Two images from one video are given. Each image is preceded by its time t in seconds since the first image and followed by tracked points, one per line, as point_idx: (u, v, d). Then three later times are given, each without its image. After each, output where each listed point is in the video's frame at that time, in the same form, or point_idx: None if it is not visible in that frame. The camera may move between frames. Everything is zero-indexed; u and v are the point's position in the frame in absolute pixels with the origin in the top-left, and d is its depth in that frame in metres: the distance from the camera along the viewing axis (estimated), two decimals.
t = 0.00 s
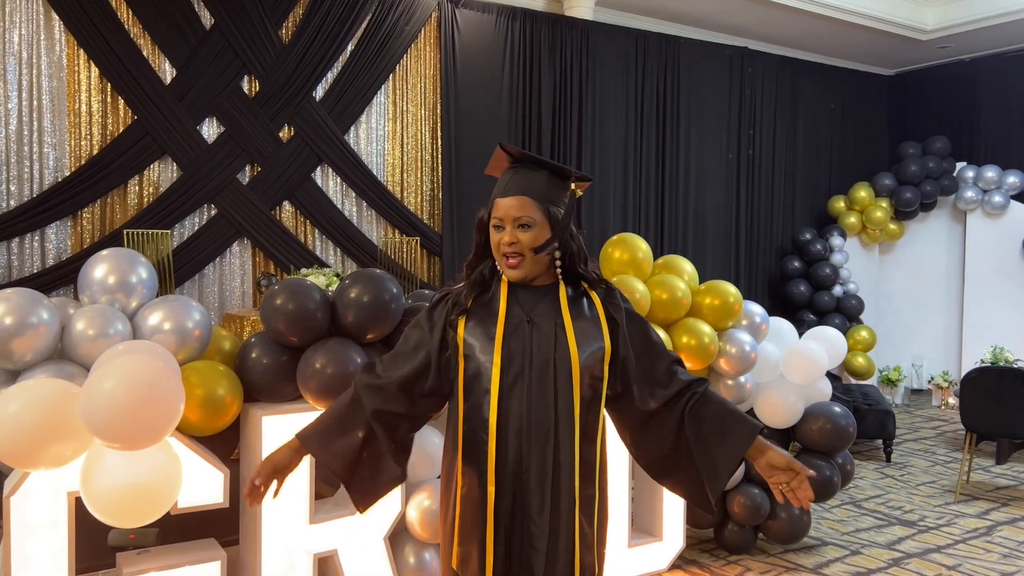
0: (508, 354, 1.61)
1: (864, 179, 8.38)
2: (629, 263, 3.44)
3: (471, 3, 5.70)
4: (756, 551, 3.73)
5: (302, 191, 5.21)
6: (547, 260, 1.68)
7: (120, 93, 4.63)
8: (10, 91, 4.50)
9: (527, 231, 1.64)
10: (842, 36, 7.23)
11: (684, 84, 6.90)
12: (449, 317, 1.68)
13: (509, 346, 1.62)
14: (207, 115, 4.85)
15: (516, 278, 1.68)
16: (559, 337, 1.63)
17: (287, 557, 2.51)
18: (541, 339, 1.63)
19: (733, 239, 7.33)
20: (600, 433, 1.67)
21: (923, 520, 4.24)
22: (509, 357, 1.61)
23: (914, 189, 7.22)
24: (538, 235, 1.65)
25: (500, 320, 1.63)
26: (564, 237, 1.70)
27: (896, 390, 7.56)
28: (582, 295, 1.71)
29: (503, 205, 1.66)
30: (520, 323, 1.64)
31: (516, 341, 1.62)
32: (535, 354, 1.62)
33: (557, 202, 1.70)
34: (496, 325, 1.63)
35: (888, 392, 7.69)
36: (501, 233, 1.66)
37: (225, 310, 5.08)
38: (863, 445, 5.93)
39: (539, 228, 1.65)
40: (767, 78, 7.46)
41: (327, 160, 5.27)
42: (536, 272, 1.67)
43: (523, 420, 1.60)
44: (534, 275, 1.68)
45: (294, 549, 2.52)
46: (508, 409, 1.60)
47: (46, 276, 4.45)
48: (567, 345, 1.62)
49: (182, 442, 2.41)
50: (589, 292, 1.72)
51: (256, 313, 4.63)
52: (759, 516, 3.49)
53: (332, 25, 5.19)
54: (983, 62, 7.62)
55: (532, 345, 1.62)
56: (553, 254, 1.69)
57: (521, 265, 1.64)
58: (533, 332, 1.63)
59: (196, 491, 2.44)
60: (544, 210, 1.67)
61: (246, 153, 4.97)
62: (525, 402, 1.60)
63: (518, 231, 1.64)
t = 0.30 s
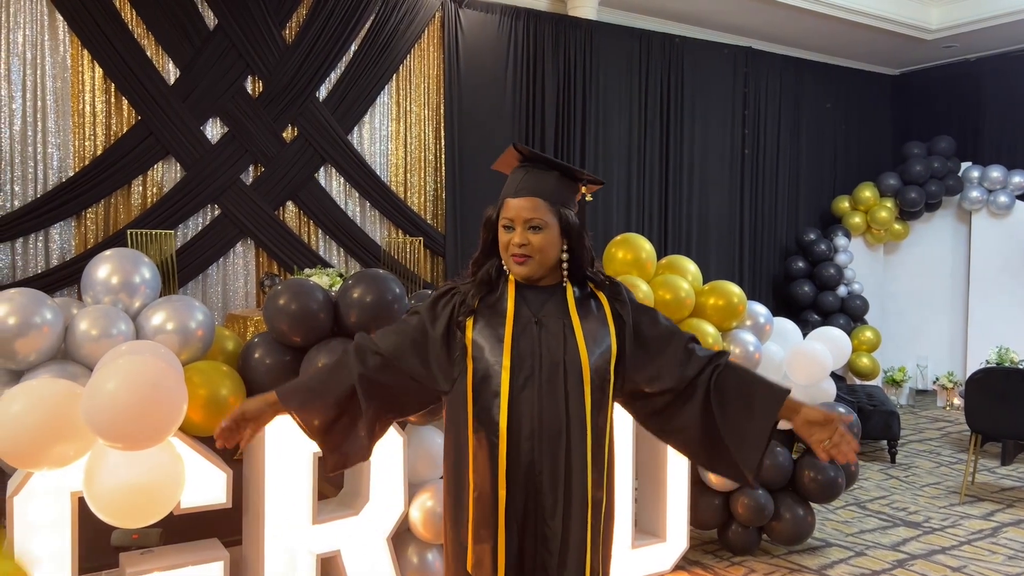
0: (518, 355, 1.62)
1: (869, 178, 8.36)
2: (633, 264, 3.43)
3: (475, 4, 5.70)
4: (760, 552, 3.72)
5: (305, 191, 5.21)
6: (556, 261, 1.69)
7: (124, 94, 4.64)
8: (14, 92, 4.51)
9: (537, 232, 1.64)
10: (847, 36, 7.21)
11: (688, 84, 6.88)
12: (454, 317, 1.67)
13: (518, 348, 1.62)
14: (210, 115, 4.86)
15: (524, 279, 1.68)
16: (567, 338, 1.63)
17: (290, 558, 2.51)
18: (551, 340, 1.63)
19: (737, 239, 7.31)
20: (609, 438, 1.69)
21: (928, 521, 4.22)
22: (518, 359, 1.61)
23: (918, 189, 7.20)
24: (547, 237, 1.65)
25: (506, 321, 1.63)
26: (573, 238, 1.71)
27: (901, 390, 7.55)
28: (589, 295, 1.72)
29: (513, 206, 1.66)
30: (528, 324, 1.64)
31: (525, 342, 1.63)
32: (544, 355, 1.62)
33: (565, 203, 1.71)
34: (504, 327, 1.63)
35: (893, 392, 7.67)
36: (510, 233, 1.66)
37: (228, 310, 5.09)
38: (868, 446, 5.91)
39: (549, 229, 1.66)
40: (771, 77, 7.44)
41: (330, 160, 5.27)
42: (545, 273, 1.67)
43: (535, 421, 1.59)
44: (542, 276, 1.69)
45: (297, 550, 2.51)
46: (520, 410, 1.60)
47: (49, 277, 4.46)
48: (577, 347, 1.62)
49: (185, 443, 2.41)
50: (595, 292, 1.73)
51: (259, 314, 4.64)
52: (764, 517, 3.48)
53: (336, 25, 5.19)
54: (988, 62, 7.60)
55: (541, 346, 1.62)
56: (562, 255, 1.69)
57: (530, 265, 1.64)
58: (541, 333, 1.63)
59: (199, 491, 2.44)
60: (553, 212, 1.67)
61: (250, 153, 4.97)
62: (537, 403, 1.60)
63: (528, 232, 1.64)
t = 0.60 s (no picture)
0: (528, 353, 1.98)
1: (873, 179, 8.34)
2: (636, 264, 3.43)
3: (477, 4, 5.71)
4: (763, 553, 3.72)
5: (309, 191, 5.22)
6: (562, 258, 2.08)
7: (128, 94, 4.65)
8: (18, 92, 4.52)
9: (548, 226, 2.06)
10: (851, 36, 7.21)
11: (691, 84, 6.88)
12: (465, 312, 2.04)
13: (528, 345, 1.98)
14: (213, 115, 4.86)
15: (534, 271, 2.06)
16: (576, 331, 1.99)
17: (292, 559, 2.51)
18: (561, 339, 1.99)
19: (741, 240, 7.30)
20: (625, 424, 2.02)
21: (932, 522, 4.21)
22: (528, 356, 1.97)
23: (922, 189, 7.18)
24: (554, 232, 2.06)
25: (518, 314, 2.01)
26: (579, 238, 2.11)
27: (905, 391, 7.57)
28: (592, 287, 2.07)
29: (527, 206, 2.09)
30: (539, 321, 2.01)
31: (536, 340, 1.99)
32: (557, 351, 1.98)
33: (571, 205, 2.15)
34: (514, 324, 2.00)
35: (897, 393, 7.67)
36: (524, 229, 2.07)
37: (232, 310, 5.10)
38: (872, 446, 5.90)
39: (556, 226, 2.07)
40: (775, 77, 7.43)
41: (333, 160, 5.27)
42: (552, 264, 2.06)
43: (542, 417, 1.93)
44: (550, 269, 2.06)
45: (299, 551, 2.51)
46: (529, 408, 1.94)
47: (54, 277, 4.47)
48: (586, 343, 1.97)
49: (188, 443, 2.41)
50: (602, 286, 2.07)
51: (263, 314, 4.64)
52: (767, 517, 3.47)
53: (340, 25, 5.20)
54: (993, 61, 7.58)
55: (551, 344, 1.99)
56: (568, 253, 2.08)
57: (538, 256, 2.04)
58: (550, 329, 2.00)
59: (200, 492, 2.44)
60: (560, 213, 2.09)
61: (253, 154, 4.98)
62: (545, 400, 1.95)
63: (539, 228, 2.06)
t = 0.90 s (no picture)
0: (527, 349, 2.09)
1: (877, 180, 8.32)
2: (638, 265, 3.42)
3: (480, 5, 5.70)
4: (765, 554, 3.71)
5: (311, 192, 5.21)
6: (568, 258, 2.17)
7: (130, 95, 4.65)
8: (21, 93, 4.53)
9: (551, 226, 2.16)
10: (855, 37, 7.19)
11: (694, 85, 6.87)
12: (469, 309, 2.19)
13: (528, 341, 2.09)
14: (216, 116, 4.87)
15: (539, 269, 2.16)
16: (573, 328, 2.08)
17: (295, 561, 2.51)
18: (559, 336, 2.08)
19: (744, 241, 7.29)
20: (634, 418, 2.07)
21: (936, 524, 4.20)
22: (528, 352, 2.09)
23: (926, 189, 7.15)
24: (558, 231, 2.16)
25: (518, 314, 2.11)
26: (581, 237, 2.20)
27: (908, 392, 7.59)
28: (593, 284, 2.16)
29: (530, 207, 2.18)
30: (540, 320, 2.11)
31: (534, 337, 2.10)
32: (558, 348, 2.08)
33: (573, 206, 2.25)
34: (514, 322, 2.12)
35: (900, 394, 7.68)
36: (527, 229, 2.17)
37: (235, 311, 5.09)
38: (875, 448, 5.89)
39: (559, 226, 2.16)
40: (778, 78, 7.42)
41: (336, 161, 5.27)
42: (556, 262, 2.15)
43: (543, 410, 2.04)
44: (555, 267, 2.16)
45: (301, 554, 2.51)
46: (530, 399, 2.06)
47: (58, 277, 4.49)
48: (583, 339, 2.06)
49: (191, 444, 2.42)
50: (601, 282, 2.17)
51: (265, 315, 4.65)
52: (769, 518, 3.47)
53: (343, 26, 5.20)
54: (996, 62, 7.55)
55: (549, 340, 2.09)
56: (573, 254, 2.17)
57: (543, 255, 2.13)
58: (549, 326, 2.11)
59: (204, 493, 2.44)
60: (562, 213, 2.19)
61: (256, 154, 4.98)
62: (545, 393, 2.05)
63: (544, 228, 2.15)
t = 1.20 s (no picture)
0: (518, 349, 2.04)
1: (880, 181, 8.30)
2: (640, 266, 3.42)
3: (482, 4, 5.70)
4: (767, 556, 3.70)
5: (312, 192, 5.20)
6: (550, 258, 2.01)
7: (132, 95, 4.66)
8: (23, 92, 4.53)
9: (536, 222, 1.97)
10: (858, 37, 7.18)
11: (697, 85, 6.86)
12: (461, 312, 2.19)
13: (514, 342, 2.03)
14: (218, 116, 4.87)
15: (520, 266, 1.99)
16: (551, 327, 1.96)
17: (296, 562, 2.50)
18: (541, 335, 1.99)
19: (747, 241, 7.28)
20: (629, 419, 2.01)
21: (938, 525, 4.19)
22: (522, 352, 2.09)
23: (929, 190, 7.14)
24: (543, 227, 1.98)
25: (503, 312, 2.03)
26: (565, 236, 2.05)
27: (911, 393, 7.62)
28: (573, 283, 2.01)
29: (517, 198, 1.98)
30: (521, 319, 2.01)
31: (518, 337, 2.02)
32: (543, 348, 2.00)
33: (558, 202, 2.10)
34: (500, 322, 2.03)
35: (902, 395, 7.69)
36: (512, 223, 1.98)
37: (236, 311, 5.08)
38: (877, 449, 5.88)
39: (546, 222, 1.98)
40: (780, 77, 7.41)
41: (338, 160, 5.27)
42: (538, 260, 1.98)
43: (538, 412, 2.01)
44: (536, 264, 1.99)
45: (303, 555, 2.51)
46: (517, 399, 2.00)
47: (59, 276, 4.49)
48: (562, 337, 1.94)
49: (192, 445, 2.41)
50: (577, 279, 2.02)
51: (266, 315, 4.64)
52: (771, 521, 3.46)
53: (345, 25, 5.19)
54: (1000, 62, 7.54)
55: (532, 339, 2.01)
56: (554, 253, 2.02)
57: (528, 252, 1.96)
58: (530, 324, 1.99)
59: (205, 493, 2.44)
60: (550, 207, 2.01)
61: (258, 154, 4.98)
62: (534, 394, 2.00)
63: (530, 223, 1.97)
